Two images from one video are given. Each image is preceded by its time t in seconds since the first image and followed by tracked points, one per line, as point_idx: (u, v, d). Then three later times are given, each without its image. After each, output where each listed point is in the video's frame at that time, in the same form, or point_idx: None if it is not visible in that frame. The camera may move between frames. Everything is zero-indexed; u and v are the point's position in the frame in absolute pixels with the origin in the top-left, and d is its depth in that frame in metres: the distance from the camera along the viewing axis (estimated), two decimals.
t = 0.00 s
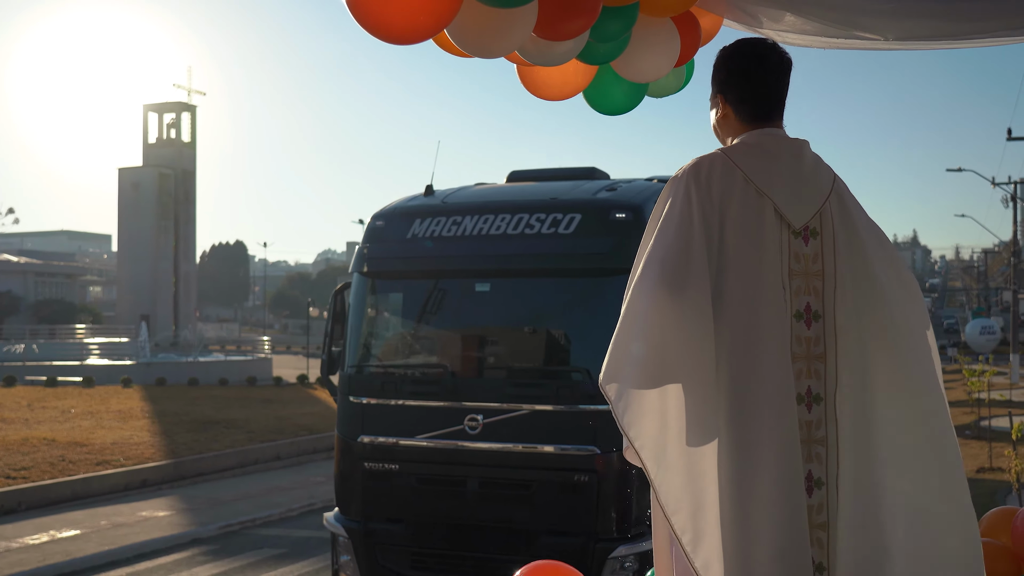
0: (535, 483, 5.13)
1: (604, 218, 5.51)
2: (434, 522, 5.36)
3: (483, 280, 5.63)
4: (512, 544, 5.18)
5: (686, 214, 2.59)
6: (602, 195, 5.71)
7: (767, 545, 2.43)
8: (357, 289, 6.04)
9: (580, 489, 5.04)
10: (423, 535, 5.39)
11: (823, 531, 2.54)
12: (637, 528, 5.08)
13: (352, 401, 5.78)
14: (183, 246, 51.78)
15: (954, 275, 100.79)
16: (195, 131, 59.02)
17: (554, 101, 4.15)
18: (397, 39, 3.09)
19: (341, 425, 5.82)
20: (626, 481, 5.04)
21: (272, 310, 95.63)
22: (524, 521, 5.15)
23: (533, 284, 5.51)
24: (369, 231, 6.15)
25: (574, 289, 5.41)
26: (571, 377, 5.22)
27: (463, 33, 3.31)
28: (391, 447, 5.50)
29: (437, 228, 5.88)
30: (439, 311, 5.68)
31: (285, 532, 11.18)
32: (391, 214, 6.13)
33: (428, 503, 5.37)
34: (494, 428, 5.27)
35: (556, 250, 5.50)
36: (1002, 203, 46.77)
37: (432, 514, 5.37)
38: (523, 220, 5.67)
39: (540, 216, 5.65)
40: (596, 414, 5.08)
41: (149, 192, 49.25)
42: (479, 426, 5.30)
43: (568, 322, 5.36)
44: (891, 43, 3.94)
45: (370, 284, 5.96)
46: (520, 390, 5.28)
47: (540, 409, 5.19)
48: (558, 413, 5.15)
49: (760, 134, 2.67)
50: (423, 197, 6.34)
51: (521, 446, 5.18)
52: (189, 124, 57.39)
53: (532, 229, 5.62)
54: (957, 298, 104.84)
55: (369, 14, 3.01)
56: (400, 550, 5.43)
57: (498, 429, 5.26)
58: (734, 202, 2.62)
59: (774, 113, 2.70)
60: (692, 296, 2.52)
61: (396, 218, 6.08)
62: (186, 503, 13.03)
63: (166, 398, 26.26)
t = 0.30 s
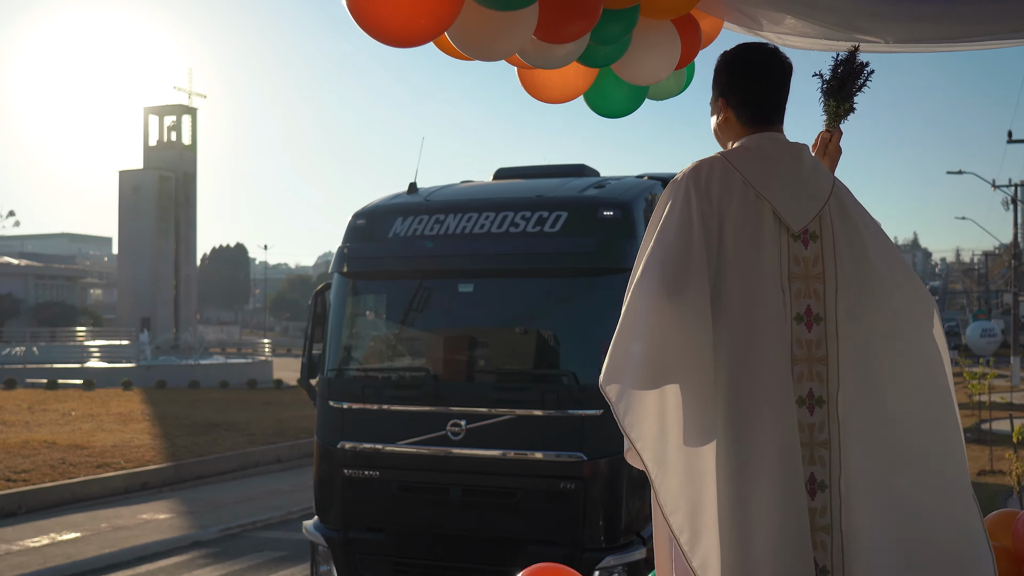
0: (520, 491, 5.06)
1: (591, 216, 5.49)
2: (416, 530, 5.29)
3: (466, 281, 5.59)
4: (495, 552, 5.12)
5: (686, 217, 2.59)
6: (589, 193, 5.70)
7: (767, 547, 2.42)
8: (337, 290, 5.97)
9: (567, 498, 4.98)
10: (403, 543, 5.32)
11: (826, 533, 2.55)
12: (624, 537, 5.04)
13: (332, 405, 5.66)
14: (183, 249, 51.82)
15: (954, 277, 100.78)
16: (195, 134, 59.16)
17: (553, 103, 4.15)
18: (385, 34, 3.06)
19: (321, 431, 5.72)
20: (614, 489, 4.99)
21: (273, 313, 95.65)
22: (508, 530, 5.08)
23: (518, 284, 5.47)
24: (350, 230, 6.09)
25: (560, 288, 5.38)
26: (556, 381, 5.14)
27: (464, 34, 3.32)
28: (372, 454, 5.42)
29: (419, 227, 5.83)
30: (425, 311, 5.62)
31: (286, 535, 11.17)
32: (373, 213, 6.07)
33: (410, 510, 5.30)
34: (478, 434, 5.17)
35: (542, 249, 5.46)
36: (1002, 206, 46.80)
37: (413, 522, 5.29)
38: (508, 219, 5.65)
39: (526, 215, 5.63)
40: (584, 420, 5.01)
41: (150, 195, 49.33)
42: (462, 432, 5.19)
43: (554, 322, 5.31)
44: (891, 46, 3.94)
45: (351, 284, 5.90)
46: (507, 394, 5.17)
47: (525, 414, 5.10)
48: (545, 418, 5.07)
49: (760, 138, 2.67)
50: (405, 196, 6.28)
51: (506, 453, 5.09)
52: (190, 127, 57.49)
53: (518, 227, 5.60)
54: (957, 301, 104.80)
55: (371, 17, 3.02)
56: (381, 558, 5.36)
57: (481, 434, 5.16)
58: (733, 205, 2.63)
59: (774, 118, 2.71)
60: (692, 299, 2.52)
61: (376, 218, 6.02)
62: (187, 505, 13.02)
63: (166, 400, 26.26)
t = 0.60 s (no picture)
0: (506, 499, 5.01)
1: (579, 215, 5.40)
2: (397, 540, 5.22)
3: (450, 282, 5.48)
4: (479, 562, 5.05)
5: (687, 223, 2.60)
6: (577, 191, 5.59)
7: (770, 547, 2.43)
8: (318, 291, 5.85)
9: (554, 507, 4.94)
10: (385, 553, 5.25)
11: (830, 534, 2.55)
12: (612, 547, 5.00)
13: (312, 410, 5.60)
14: (184, 253, 51.86)
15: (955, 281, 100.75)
16: (196, 138, 59.26)
17: (555, 107, 4.16)
18: (379, 33, 3.04)
19: (299, 438, 5.66)
20: (602, 498, 4.96)
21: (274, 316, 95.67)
22: (493, 540, 5.03)
23: (505, 284, 5.37)
24: (332, 230, 5.95)
25: (546, 289, 5.30)
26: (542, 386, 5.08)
27: (466, 39, 3.32)
28: (353, 461, 5.35)
29: (403, 226, 5.70)
30: (409, 311, 5.51)
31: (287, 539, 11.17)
32: (355, 212, 5.94)
33: (392, 519, 5.23)
34: (462, 441, 5.12)
35: (529, 248, 5.36)
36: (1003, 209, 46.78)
37: (396, 532, 5.23)
38: (493, 217, 5.54)
39: (512, 213, 5.53)
40: (572, 426, 4.97)
41: (151, 199, 49.40)
42: (445, 439, 5.15)
43: (541, 324, 5.22)
44: (891, 49, 3.96)
45: (332, 285, 5.78)
46: (492, 399, 5.11)
47: (510, 420, 5.06)
48: (531, 425, 5.03)
49: (758, 147, 2.68)
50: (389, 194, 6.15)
51: (491, 460, 5.04)
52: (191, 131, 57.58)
53: (503, 226, 5.49)
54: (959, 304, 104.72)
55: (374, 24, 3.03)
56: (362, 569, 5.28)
57: (464, 441, 5.11)
58: (733, 210, 2.64)
59: (775, 125, 2.71)
60: (694, 302, 2.53)
61: (359, 217, 5.89)
62: (188, 509, 13.02)
63: (167, 404, 26.28)
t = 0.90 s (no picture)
0: (487, 508, 4.92)
1: (565, 212, 5.32)
2: (374, 550, 5.14)
3: (432, 282, 5.39)
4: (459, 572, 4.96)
5: (711, 223, 2.59)
6: (563, 187, 5.52)
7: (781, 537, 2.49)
8: (296, 289, 5.75)
9: (535, 515, 4.85)
10: (361, 563, 5.17)
11: (832, 525, 2.61)
12: (601, 559, 4.88)
13: (287, 414, 5.50)
14: (184, 255, 51.92)
15: (955, 283, 100.75)
16: (196, 141, 59.41)
17: (554, 110, 4.17)
18: (377, 34, 3.05)
19: (275, 443, 5.58)
20: (588, 507, 4.85)
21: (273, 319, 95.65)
22: (474, 549, 4.93)
23: (487, 283, 5.28)
24: (311, 226, 5.86)
25: (529, 288, 5.22)
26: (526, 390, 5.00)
27: (467, 42, 3.34)
28: (330, 468, 5.28)
29: (382, 223, 5.62)
30: (391, 310, 5.42)
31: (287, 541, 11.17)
32: (334, 209, 5.85)
33: (370, 529, 5.15)
34: (442, 447, 5.04)
35: (512, 246, 5.28)
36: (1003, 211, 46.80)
37: (372, 542, 5.14)
38: (475, 215, 5.45)
39: (495, 210, 5.45)
40: (556, 433, 4.90)
41: (151, 201, 49.48)
42: (425, 444, 5.06)
43: (526, 324, 5.15)
44: (890, 52, 3.98)
45: (311, 283, 5.68)
46: (473, 402, 5.04)
47: (491, 425, 4.98)
48: (514, 430, 4.94)
49: (771, 151, 2.71)
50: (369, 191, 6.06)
51: (472, 468, 4.96)
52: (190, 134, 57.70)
53: (486, 223, 5.41)
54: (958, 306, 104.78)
55: (374, 30, 3.05)
56: None
57: (445, 447, 5.03)
58: (753, 211, 2.66)
59: (775, 133, 2.75)
60: (722, 300, 2.54)
61: (338, 213, 5.80)
62: (187, 512, 13.01)
63: (167, 407, 26.29)
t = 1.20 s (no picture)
0: (468, 515, 4.74)
1: (552, 205, 5.06)
2: (350, 557, 4.96)
3: (410, 279, 5.08)
4: None
5: (743, 223, 2.63)
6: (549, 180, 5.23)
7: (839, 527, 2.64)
8: (270, 287, 5.47)
9: (517, 522, 4.67)
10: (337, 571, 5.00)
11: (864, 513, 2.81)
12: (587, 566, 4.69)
13: (261, 417, 5.29)
14: (183, 255, 51.95)
15: (954, 283, 100.77)
16: (195, 142, 59.45)
17: (557, 111, 4.17)
18: (378, 35, 3.04)
19: (249, 446, 5.36)
20: (573, 514, 4.65)
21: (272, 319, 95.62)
22: (454, 557, 4.75)
23: (470, 280, 5.00)
24: (285, 221, 5.54)
25: (514, 283, 4.94)
26: (507, 392, 4.76)
27: (468, 43, 3.34)
28: (304, 473, 5.08)
29: (360, 218, 5.34)
30: (372, 305, 5.13)
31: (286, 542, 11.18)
32: (310, 203, 5.55)
33: (346, 536, 4.97)
34: (421, 451, 4.82)
35: (497, 242, 5.03)
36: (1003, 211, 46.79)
37: (349, 549, 4.96)
38: (457, 210, 5.20)
39: (477, 207, 5.20)
40: (540, 437, 4.67)
41: (150, 201, 49.51)
42: (404, 448, 4.85)
43: (510, 322, 4.88)
44: (889, 52, 4.00)
45: (286, 281, 5.39)
46: (454, 405, 4.78)
47: (472, 429, 4.75)
48: (496, 435, 4.72)
49: (783, 152, 2.79)
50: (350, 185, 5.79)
51: (455, 473, 4.75)
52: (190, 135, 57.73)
53: (469, 219, 5.15)
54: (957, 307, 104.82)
55: (376, 31, 3.04)
56: None
57: (423, 451, 4.82)
58: (781, 211, 2.73)
59: (779, 136, 2.82)
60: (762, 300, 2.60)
61: (314, 208, 5.51)
62: (187, 512, 13.01)
63: (166, 407, 26.30)
